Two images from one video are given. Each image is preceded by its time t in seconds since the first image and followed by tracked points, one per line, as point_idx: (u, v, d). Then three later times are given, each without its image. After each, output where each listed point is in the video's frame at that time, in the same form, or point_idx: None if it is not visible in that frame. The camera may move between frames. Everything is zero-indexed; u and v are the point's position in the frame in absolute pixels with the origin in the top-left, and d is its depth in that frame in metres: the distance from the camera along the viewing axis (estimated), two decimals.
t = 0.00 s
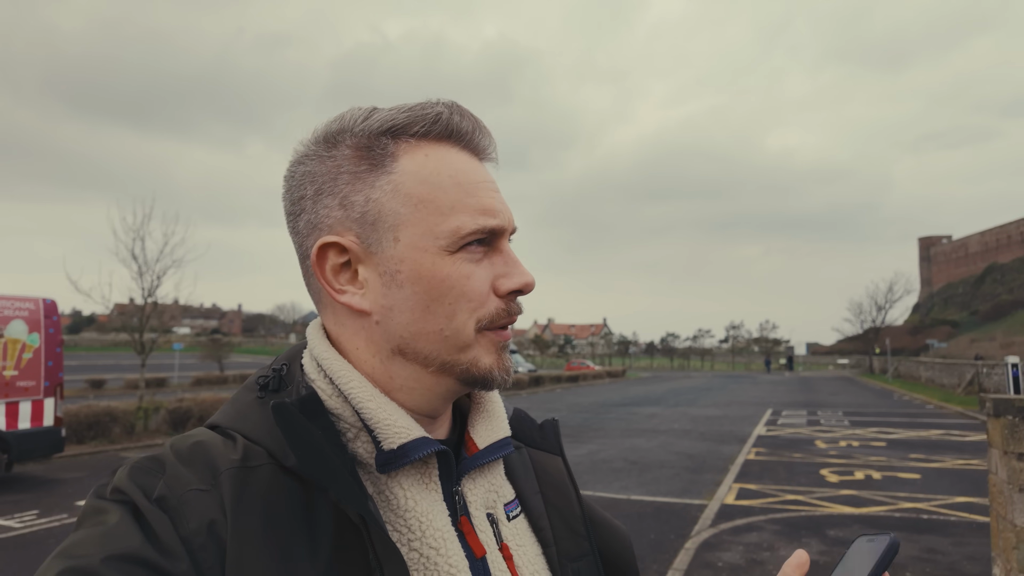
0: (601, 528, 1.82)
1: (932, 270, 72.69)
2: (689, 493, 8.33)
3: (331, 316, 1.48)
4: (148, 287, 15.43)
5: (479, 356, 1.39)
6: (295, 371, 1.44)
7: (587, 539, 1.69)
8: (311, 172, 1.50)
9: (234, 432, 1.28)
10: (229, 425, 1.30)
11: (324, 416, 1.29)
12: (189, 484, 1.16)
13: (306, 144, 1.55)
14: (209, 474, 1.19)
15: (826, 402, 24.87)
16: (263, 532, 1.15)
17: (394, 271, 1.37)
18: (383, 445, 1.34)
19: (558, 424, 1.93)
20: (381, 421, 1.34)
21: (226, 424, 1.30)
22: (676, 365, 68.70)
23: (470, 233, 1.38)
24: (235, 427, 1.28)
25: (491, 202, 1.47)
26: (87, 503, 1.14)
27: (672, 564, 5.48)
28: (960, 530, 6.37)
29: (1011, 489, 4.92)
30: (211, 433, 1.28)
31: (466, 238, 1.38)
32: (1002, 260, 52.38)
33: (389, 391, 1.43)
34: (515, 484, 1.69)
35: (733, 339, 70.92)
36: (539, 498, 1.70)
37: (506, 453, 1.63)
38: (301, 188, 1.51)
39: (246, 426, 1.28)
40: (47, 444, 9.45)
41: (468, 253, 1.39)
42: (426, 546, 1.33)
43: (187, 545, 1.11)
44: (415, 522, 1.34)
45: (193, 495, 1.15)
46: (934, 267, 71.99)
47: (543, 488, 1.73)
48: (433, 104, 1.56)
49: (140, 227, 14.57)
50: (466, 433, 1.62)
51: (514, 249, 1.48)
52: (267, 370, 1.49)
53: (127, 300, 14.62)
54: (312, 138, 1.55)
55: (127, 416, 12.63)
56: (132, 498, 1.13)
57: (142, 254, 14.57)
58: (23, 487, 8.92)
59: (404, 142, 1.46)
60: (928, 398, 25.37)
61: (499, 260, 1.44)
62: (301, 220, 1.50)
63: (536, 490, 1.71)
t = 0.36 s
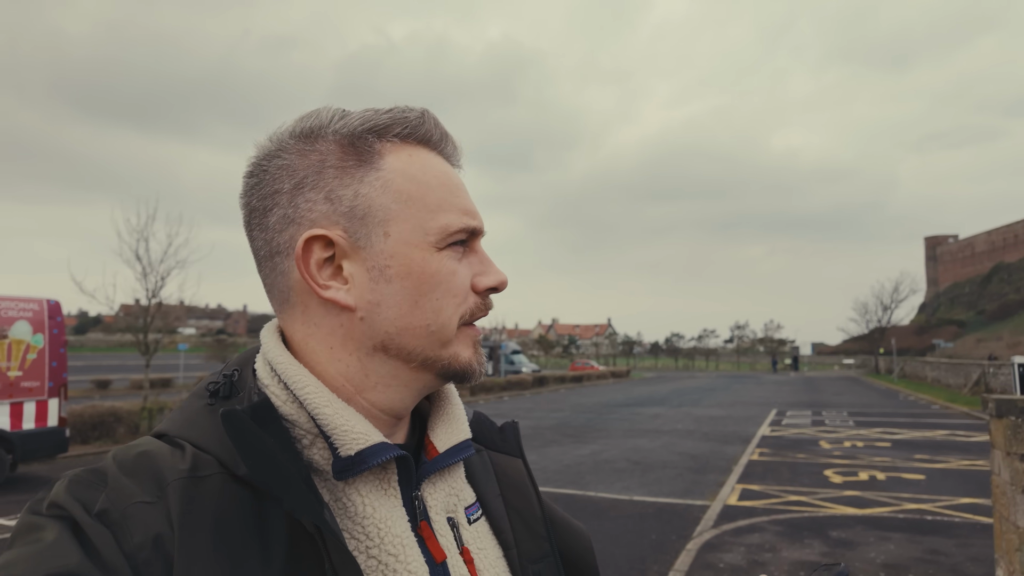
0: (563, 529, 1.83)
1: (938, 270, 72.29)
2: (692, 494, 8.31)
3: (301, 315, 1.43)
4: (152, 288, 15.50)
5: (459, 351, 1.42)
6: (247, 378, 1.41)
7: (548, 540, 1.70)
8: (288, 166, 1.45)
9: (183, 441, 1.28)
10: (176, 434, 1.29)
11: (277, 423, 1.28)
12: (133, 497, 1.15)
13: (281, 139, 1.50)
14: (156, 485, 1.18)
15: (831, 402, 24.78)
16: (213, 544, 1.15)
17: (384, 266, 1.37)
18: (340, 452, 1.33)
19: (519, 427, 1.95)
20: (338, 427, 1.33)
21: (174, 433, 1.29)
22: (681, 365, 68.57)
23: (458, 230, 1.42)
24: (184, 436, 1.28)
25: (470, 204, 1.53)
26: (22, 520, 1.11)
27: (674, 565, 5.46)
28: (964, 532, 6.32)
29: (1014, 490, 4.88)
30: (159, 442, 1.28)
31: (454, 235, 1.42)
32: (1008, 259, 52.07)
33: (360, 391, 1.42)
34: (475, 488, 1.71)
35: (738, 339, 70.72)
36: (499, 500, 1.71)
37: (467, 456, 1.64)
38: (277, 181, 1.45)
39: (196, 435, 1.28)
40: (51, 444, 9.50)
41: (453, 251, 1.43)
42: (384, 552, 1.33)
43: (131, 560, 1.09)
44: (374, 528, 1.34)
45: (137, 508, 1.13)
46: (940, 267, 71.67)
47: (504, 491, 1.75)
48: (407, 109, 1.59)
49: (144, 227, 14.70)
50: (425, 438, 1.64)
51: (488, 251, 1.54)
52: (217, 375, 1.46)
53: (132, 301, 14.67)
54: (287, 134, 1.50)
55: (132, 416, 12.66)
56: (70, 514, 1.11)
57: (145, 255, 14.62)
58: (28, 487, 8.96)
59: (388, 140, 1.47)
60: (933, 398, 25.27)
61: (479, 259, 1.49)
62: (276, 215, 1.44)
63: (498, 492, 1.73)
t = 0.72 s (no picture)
0: (545, 525, 1.85)
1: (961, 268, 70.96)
2: (707, 495, 8.23)
3: (283, 312, 1.44)
4: (171, 289, 15.77)
5: (440, 357, 1.42)
6: (224, 377, 1.43)
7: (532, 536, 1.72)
8: (278, 162, 1.47)
9: (158, 440, 1.29)
10: (152, 433, 1.30)
11: (254, 421, 1.30)
12: (107, 497, 1.17)
13: (273, 135, 1.51)
14: (130, 486, 1.20)
15: (852, 402, 24.44)
16: (190, 543, 1.17)
17: (366, 265, 1.37)
18: (322, 449, 1.36)
19: (501, 425, 1.96)
20: (319, 424, 1.35)
21: (150, 432, 1.30)
22: (698, 365, 68.04)
23: (440, 233, 1.42)
24: (159, 436, 1.29)
25: (458, 207, 1.53)
26: None
27: (688, 567, 5.41)
28: (986, 535, 6.20)
29: None
30: (134, 442, 1.29)
31: (436, 238, 1.42)
32: None
33: (338, 391, 1.43)
34: (460, 485, 1.71)
35: (756, 339, 70.01)
36: (484, 497, 1.72)
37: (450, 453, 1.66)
38: (266, 177, 1.46)
39: (171, 435, 1.29)
40: (73, 443, 9.65)
41: (436, 254, 1.43)
42: (368, 548, 1.35)
43: (106, 561, 1.11)
44: (357, 525, 1.37)
45: (111, 508, 1.16)
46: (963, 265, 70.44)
47: (488, 488, 1.76)
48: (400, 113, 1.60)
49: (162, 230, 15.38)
50: (408, 435, 1.66)
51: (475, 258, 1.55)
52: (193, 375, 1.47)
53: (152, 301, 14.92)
54: (279, 131, 1.51)
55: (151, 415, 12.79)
56: (42, 515, 1.13)
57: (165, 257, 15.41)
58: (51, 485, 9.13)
59: (377, 141, 1.48)
60: (957, 398, 24.87)
61: (463, 264, 1.49)
62: (261, 210, 1.45)
63: (482, 489, 1.74)
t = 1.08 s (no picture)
0: (558, 533, 1.83)
1: (988, 266, 69.41)
2: (725, 497, 8.15)
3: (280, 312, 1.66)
4: (193, 290, 16.01)
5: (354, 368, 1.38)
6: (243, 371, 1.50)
7: (544, 544, 1.71)
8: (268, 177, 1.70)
9: (176, 431, 1.32)
10: (171, 424, 1.33)
11: (267, 415, 1.34)
12: (123, 483, 1.19)
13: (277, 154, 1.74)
14: (146, 473, 1.22)
15: (876, 404, 24.05)
16: (200, 533, 1.19)
17: (285, 275, 1.45)
18: (329, 446, 1.39)
19: (520, 429, 1.96)
20: (325, 422, 1.38)
21: (169, 423, 1.34)
22: (717, 365, 67.40)
23: (336, 234, 1.39)
24: (177, 427, 1.32)
25: (380, 201, 1.44)
26: (17, 504, 1.16)
27: (706, 569, 5.35)
28: (1014, 540, 6.05)
29: None
30: (152, 432, 1.32)
31: (333, 241, 1.39)
32: None
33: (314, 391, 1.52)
34: (472, 488, 1.72)
35: (776, 339, 69.17)
36: (495, 501, 1.72)
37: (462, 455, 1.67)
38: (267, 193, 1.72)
39: (189, 426, 1.32)
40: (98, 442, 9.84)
41: (338, 257, 1.40)
42: (374, 547, 1.36)
43: (121, 545, 1.14)
44: (363, 523, 1.38)
45: (127, 494, 1.18)
46: (990, 263, 68.95)
47: (500, 492, 1.76)
48: (350, 101, 1.58)
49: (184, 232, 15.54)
50: (421, 435, 1.68)
51: (405, 255, 1.43)
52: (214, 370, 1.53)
53: (174, 302, 15.14)
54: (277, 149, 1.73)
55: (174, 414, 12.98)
56: (61, 498, 1.15)
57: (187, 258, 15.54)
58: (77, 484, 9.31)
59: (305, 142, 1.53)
60: (984, 399, 24.37)
61: (381, 267, 1.41)
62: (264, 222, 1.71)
63: (493, 493, 1.74)
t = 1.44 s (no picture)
0: (596, 529, 1.83)
1: (997, 267, 68.84)
2: (734, 497, 8.13)
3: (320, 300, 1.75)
4: (201, 290, 16.10)
5: (350, 354, 1.39)
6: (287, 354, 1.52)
7: (581, 540, 1.71)
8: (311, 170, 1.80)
9: (222, 410, 1.36)
10: (219, 403, 1.37)
11: (306, 396, 1.36)
12: (171, 456, 1.24)
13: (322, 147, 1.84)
14: (192, 448, 1.27)
15: (885, 404, 23.91)
16: (240, 508, 1.23)
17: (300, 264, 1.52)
18: (358, 434, 1.41)
19: (563, 424, 1.95)
20: (354, 409, 1.40)
21: (218, 403, 1.37)
22: (724, 366, 67.17)
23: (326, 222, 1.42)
24: (224, 407, 1.36)
25: (368, 184, 1.44)
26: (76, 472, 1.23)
27: (715, 568, 5.34)
28: None
29: None
30: (201, 410, 1.37)
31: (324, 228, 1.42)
32: None
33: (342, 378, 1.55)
34: (511, 480, 1.72)
35: (784, 340, 68.82)
36: (535, 495, 1.72)
37: (498, 446, 1.68)
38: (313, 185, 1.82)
39: (234, 406, 1.36)
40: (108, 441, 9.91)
41: (332, 242, 1.43)
42: (406, 532, 1.38)
43: (167, 515, 1.19)
44: (396, 508, 1.40)
45: (174, 466, 1.23)
46: (1000, 263, 68.40)
47: (540, 485, 1.76)
48: (356, 86, 1.59)
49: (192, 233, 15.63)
50: (458, 424, 1.69)
51: (391, 238, 1.42)
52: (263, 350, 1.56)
53: (182, 302, 15.25)
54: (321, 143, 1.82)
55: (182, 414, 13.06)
56: (116, 467, 1.21)
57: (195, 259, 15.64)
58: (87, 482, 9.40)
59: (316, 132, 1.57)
60: (995, 400, 24.15)
61: (371, 251, 1.41)
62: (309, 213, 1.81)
63: (533, 486, 1.74)
